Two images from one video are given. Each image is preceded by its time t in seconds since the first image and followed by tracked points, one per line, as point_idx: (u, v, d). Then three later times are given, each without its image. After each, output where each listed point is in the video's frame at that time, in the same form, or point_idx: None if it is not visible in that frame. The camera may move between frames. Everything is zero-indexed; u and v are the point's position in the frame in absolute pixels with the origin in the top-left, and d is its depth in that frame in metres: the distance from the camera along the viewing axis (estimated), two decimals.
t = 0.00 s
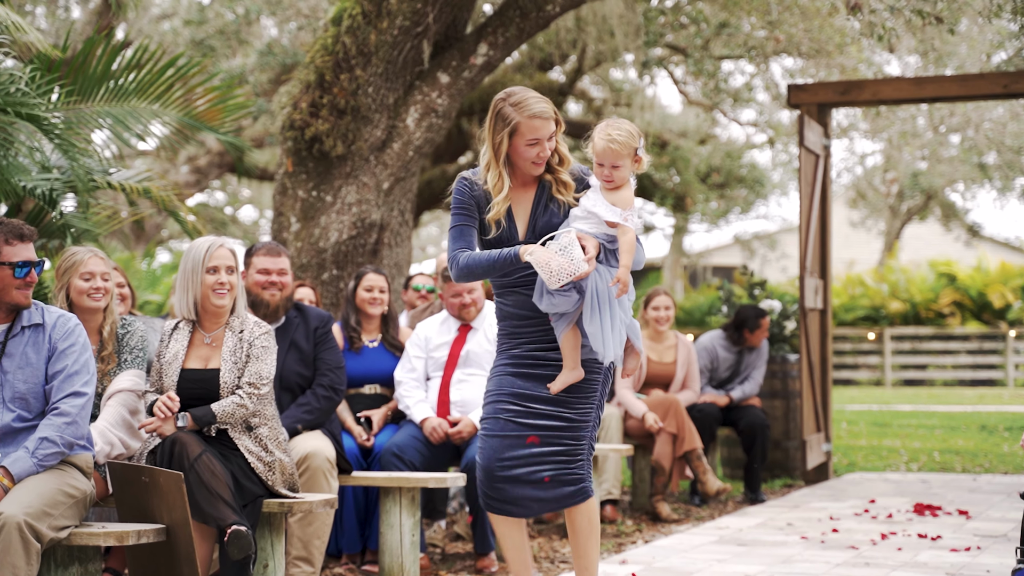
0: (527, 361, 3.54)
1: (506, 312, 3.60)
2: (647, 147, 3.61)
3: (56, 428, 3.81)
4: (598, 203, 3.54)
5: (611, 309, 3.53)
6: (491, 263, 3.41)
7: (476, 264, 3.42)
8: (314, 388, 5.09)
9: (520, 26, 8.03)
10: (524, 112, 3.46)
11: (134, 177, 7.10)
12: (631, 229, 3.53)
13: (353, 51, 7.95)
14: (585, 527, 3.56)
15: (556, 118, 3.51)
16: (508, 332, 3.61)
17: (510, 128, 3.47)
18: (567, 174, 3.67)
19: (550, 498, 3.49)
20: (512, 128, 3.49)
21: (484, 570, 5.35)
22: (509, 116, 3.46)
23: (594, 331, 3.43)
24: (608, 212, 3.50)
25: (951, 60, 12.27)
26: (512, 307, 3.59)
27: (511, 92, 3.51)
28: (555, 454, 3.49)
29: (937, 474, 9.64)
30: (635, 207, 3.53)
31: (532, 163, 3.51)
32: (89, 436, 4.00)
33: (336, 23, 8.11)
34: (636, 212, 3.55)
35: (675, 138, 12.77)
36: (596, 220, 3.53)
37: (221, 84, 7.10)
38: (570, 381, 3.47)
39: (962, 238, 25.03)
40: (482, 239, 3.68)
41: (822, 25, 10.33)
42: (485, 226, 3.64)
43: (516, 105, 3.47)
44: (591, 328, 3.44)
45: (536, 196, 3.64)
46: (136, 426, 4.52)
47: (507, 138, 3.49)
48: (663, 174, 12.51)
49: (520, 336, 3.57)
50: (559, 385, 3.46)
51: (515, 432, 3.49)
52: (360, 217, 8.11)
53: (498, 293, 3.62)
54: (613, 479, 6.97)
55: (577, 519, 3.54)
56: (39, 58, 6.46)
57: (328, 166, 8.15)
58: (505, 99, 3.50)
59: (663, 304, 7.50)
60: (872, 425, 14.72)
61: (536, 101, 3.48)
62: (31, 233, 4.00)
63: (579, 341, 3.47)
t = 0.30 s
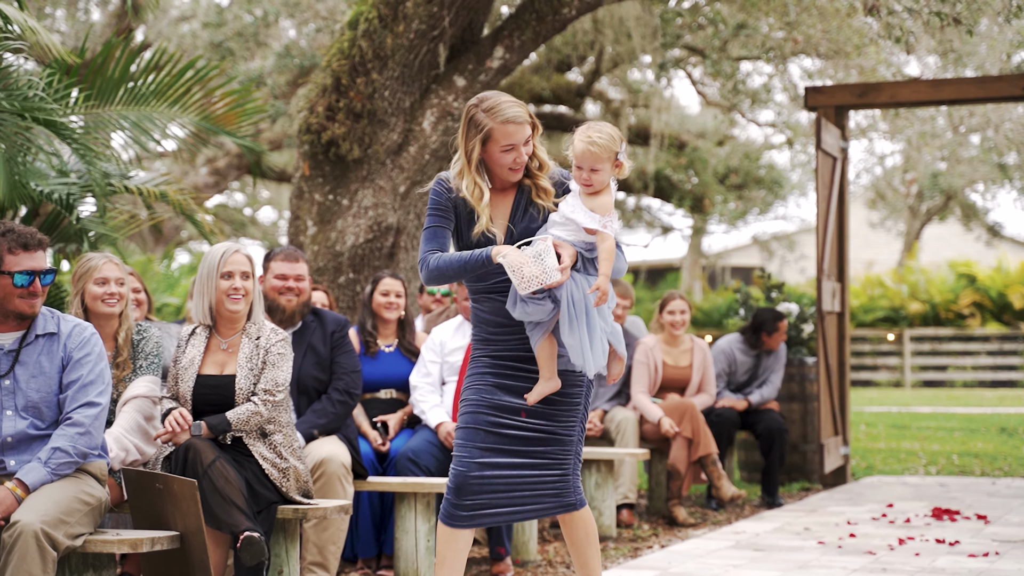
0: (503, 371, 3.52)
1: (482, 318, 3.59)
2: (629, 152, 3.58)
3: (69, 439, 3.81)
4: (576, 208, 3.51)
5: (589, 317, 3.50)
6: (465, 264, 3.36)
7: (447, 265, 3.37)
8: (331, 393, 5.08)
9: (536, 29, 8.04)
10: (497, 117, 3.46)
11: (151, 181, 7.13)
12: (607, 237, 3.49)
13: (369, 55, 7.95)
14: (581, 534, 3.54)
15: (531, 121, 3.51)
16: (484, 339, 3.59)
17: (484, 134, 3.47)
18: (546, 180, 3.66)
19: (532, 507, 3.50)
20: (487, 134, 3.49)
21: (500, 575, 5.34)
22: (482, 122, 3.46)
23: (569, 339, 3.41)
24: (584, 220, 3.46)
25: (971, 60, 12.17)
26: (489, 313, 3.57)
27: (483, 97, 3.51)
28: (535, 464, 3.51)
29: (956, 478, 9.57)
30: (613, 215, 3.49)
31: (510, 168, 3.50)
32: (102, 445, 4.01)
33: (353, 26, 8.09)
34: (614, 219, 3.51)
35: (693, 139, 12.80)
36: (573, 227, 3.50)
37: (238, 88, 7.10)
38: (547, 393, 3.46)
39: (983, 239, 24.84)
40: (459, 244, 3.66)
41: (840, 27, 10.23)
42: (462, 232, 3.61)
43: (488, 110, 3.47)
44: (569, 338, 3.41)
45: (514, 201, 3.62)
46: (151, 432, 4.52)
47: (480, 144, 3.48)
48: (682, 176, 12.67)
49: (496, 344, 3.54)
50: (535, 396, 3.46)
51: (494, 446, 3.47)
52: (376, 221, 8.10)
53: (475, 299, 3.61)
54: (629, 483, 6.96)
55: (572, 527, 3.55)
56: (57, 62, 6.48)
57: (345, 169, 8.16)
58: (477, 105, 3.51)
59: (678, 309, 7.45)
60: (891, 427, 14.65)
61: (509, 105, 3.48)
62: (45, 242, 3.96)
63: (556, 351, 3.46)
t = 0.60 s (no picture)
0: (483, 383, 3.40)
1: (459, 325, 3.46)
2: (615, 164, 3.46)
3: (92, 447, 3.83)
4: (561, 222, 3.41)
5: (571, 333, 3.42)
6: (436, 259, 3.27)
7: (419, 265, 3.28)
8: (355, 397, 5.09)
9: (560, 32, 8.03)
10: (481, 125, 3.33)
11: (176, 185, 7.15)
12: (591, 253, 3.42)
13: (393, 58, 7.94)
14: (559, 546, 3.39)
15: (517, 129, 3.39)
16: (459, 348, 3.46)
17: (467, 142, 3.35)
18: (526, 193, 3.57)
19: (507, 528, 3.33)
20: (469, 142, 3.36)
21: None
22: (467, 129, 3.33)
23: (551, 354, 3.33)
24: (569, 234, 3.38)
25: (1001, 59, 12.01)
26: (466, 320, 3.45)
27: (468, 103, 3.38)
28: (512, 480, 3.34)
29: (984, 481, 9.45)
30: (599, 229, 3.41)
31: (494, 176, 3.39)
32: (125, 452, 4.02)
33: (377, 28, 8.08)
34: (599, 234, 3.43)
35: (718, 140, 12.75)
36: (558, 240, 3.41)
37: (263, 90, 7.12)
38: (527, 408, 3.35)
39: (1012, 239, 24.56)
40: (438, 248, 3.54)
41: (867, 26, 9.95)
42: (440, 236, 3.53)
43: (473, 117, 3.34)
44: (549, 352, 3.33)
45: (497, 209, 3.53)
46: (175, 437, 4.53)
47: (464, 153, 3.36)
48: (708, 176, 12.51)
49: (475, 353, 3.42)
50: (515, 412, 3.35)
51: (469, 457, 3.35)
52: (400, 223, 8.09)
53: (452, 305, 3.49)
54: (653, 486, 6.93)
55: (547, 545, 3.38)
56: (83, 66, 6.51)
57: (369, 172, 8.17)
58: (462, 110, 3.37)
59: (702, 312, 7.39)
60: (918, 429, 14.52)
61: (494, 113, 3.34)
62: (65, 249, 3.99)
63: (537, 365, 3.36)
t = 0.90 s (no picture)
0: (481, 381, 3.33)
1: (457, 324, 3.38)
2: (612, 154, 3.45)
3: (125, 456, 3.85)
4: (563, 213, 3.36)
5: (571, 332, 3.34)
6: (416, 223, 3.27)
7: (402, 229, 3.29)
8: (388, 402, 5.10)
9: (593, 35, 7.97)
10: (479, 114, 3.26)
11: (210, 189, 7.19)
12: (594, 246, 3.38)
13: (426, 62, 7.95)
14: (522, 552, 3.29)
15: (516, 121, 3.32)
16: (458, 347, 3.39)
17: (464, 130, 3.27)
18: (526, 187, 3.46)
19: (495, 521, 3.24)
20: (466, 129, 3.29)
21: None
22: (464, 118, 3.26)
23: (552, 352, 3.26)
24: (571, 226, 3.32)
25: None
26: (464, 319, 3.37)
27: (468, 92, 3.31)
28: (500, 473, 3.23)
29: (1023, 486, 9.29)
30: (602, 220, 3.38)
31: (492, 168, 3.32)
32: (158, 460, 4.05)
33: (410, 32, 8.20)
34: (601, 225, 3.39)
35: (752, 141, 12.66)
36: (561, 233, 3.35)
37: (297, 94, 7.14)
38: (526, 401, 3.25)
39: None
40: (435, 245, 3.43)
41: (903, 26, 9.69)
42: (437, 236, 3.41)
43: (472, 106, 3.27)
44: (550, 348, 3.26)
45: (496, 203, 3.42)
46: (208, 443, 4.56)
47: (461, 142, 3.29)
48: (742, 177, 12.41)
49: (473, 352, 3.36)
50: (512, 405, 3.25)
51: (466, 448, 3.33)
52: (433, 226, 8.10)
53: (451, 305, 3.41)
54: (687, 491, 6.88)
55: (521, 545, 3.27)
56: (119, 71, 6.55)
57: (401, 175, 8.19)
58: (461, 99, 3.30)
59: (736, 315, 7.32)
60: (955, 432, 14.31)
61: (493, 103, 3.28)
62: (93, 254, 4.00)
63: (537, 362, 3.28)
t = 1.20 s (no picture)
0: (484, 395, 3.20)
1: (460, 335, 3.24)
2: (617, 148, 3.39)
3: (160, 465, 3.88)
4: (569, 212, 3.26)
5: (577, 341, 3.23)
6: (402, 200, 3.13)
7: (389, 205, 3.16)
8: (422, 408, 5.10)
9: (628, 37, 7.97)
10: (476, 102, 3.12)
11: (246, 193, 7.23)
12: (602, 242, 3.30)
13: (460, 65, 7.94)
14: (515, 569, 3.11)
15: (514, 116, 3.17)
16: (460, 359, 3.25)
17: (459, 120, 3.14)
18: (532, 190, 3.32)
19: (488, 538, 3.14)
20: (461, 120, 3.15)
21: None
22: (459, 107, 3.13)
23: (557, 361, 3.14)
24: (578, 222, 3.24)
25: None
26: (469, 330, 3.23)
27: (468, 83, 3.18)
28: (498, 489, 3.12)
29: None
30: (609, 214, 3.30)
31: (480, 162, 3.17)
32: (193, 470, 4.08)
33: (444, 36, 8.17)
34: (609, 221, 3.31)
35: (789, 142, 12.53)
36: (568, 232, 3.26)
37: (332, 98, 7.15)
38: (530, 415, 3.12)
39: None
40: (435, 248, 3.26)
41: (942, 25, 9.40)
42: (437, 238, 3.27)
43: (470, 95, 3.14)
44: (556, 357, 3.14)
45: (498, 204, 3.29)
46: (242, 449, 4.57)
47: (451, 130, 3.16)
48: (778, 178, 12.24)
49: (476, 365, 3.22)
50: (517, 418, 3.12)
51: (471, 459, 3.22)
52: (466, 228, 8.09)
53: (454, 314, 3.27)
54: (722, 496, 6.82)
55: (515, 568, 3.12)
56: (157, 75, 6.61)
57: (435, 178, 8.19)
58: (461, 90, 3.17)
59: (772, 319, 7.24)
60: (996, 436, 14.05)
61: (492, 94, 3.14)
62: (125, 261, 4.01)
63: (544, 372, 3.15)
